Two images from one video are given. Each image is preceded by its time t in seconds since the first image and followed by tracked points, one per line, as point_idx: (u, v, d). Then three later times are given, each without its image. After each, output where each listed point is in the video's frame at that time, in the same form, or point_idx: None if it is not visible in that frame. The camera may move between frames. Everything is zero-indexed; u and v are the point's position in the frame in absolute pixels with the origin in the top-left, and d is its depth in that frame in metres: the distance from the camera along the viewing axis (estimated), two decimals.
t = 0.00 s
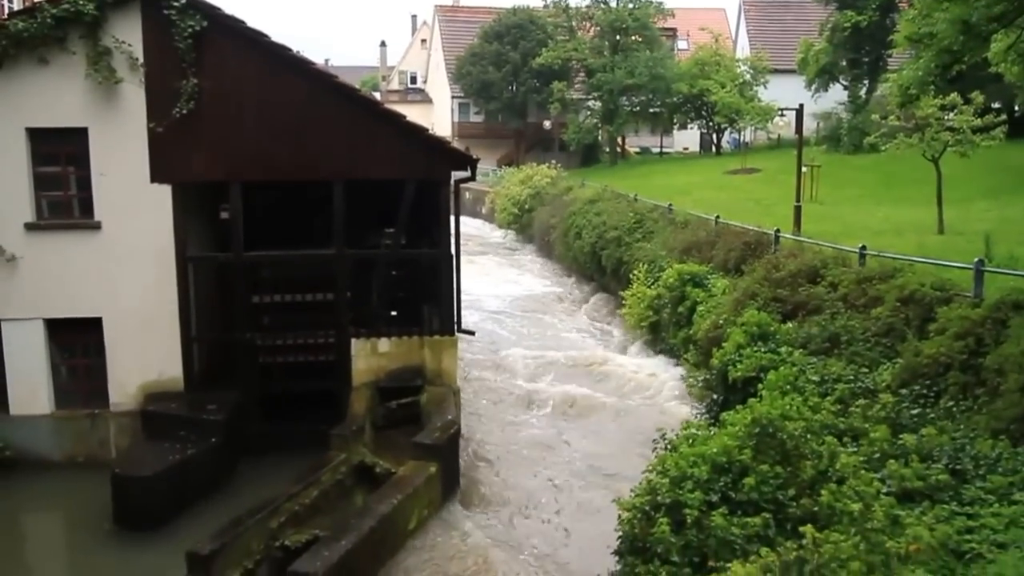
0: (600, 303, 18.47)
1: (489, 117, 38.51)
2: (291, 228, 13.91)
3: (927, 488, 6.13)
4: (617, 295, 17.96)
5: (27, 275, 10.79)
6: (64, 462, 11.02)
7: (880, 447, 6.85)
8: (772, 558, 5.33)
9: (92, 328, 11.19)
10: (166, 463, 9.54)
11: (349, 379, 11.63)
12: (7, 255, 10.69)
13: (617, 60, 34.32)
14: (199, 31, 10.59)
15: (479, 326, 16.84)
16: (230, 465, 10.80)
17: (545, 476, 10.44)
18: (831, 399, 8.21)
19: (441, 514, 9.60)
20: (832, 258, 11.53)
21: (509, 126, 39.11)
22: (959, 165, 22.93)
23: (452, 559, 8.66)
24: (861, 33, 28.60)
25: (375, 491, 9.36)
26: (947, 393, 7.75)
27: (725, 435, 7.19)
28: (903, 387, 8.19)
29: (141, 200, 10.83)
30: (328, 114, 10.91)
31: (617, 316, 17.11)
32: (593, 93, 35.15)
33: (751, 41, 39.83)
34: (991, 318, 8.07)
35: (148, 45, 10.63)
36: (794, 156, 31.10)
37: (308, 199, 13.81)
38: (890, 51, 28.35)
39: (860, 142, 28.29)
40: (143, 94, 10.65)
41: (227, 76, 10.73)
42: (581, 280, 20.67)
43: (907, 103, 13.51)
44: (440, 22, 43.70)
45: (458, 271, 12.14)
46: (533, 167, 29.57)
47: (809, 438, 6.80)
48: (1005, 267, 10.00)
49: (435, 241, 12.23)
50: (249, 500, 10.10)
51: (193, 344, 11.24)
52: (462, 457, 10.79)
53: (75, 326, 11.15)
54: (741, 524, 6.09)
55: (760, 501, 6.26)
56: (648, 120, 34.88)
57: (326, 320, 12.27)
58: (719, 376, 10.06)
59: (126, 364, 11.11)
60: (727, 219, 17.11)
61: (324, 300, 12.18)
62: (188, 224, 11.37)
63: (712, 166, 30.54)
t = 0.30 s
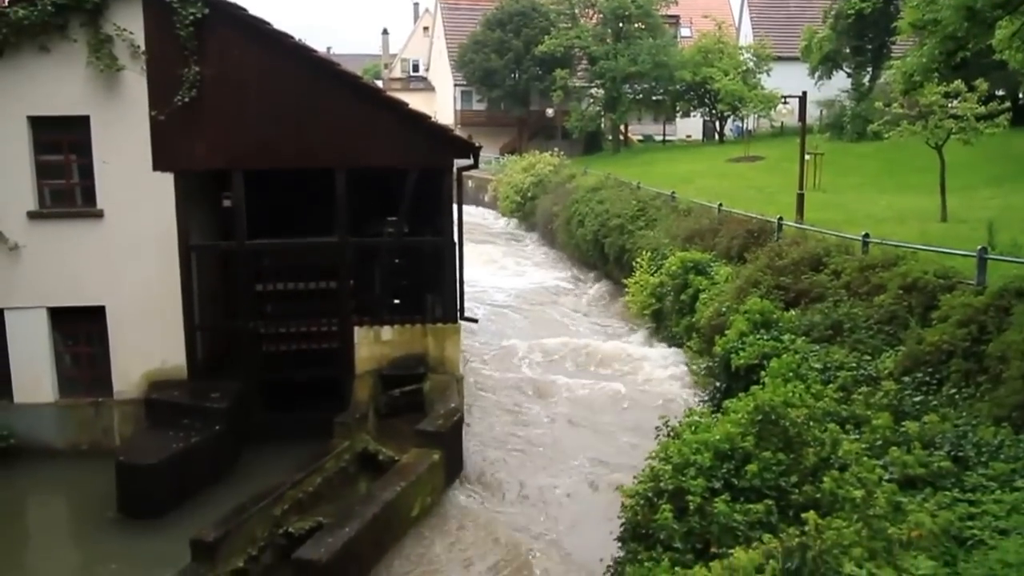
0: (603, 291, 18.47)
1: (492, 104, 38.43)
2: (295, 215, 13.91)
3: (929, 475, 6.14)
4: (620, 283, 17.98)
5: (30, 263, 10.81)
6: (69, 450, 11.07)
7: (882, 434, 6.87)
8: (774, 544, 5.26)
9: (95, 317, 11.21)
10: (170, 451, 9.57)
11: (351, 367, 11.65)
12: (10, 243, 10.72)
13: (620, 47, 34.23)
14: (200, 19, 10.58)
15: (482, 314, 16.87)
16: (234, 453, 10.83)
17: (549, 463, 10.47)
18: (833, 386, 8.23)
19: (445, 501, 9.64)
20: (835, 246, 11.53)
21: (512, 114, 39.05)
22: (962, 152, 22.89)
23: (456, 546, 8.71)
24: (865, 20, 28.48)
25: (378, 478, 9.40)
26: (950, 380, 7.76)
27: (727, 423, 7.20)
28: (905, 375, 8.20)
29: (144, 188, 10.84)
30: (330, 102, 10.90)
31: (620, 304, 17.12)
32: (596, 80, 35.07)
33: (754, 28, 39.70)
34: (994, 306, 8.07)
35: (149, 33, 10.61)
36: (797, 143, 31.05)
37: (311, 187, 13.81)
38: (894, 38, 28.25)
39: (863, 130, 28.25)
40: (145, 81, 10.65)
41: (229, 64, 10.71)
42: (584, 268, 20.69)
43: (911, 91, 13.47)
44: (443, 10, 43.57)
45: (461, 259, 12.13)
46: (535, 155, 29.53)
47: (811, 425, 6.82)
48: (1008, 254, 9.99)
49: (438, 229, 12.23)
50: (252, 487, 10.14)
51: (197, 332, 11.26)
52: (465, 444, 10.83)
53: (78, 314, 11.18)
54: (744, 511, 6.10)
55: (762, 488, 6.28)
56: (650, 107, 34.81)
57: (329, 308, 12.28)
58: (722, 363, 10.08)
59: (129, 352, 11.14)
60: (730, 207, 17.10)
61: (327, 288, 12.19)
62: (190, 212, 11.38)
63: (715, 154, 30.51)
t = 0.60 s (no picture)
0: (606, 278, 18.49)
1: (494, 92, 38.34)
2: (298, 204, 13.92)
3: (932, 462, 6.17)
4: (623, 270, 17.99)
5: (33, 252, 10.83)
6: (73, 439, 11.11)
7: (885, 422, 6.89)
8: (777, 530, 5.20)
9: (98, 305, 11.24)
10: (174, 439, 9.61)
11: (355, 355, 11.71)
12: (13, 232, 10.73)
13: (623, 35, 34.13)
14: (201, 6, 10.55)
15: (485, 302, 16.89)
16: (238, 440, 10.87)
17: (552, 449, 10.51)
18: (836, 373, 8.25)
19: (448, 488, 9.68)
20: (838, 234, 11.52)
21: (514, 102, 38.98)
22: (965, 140, 22.85)
23: (460, 533, 8.74)
24: (868, 8, 28.34)
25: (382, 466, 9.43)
26: (952, 368, 7.77)
27: (729, 410, 7.22)
28: (908, 362, 8.21)
29: (147, 177, 10.85)
30: (332, 90, 10.89)
31: (623, 291, 17.14)
32: (599, 68, 34.99)
33: (757, 15, 39.58)
34: (997, 294, 8.06)
35: (150, 20, 10.59)
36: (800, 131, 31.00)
37: (314, 175, 13.81)
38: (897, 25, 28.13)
39: (866, 117, 28.20)
40: (147, 69, 10.63)
41: (231, 51, 10.70)
42: (586, 256, 20.70)
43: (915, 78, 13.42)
44: None
45: (463, 247, 12.10)
46: (538, 142, 29.49)
47: (813, 413, 6.83)
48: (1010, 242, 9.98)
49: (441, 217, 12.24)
50: (256, 475, 10.18)
51: (200, 321, 11.28)
52: (468, 432, 10.86)
53: (81, 303, 11.20)
54: (746, 498, 6.11)
55: (765, 475, 6.29)
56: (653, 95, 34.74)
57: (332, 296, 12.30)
58: (724, 351, 10.09)
59: (133, 340, 11.16)
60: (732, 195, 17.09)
61: (330, 276, 12.21)
62: (193, 201, 11.38)
63: (718, 142, 30.47)
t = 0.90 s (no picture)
0: (608, 266, 18.49)
1: (497, 80, 38.24)
2: (301, 192, 13.91)
3: (934, 449, 6.17)
4: (625, 258, 17.98)
5: (36, 241, 10.84)
6: (77, 427, 11.15)
7: (887, 408, 6.91)
8: (779, 515, 5.18)
9: (102, 293, 11.26)
10: (177, 426, 9.63)
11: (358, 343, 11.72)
12: (15, 221, 10.74)
13: (626, 22, 34.00)
14: None
15: (488, 290, 16.90)
16: (242, 428, 10.89)
17: (554, 437, 10.53)
18: (838, 361, 8.25)
19: (451, 475, 9.71)
20: (841, 221, 11.50)
21: (517, 89, 38.90)
22: (969, 127, 22.79)
23: (463, 520, 8.77)
24: None
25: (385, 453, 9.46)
26: (955, 355, 7.76)
27: (732, 396, 7.24)
28: (910, 350, 8.21)
29: (150, 164, 10.85)
30: (334, 77, 10.87)
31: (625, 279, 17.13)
32: (601, 55, 34.89)
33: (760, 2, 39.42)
34: (1000, 281, 8.05)
35: (151, 7, 10.58)
36: (803, 118, 30.93)
37: (317, 162, 13.78)
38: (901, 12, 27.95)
39: (870, 105, 28.12)
40: (148, 56, 10.63)
41: (233, 39, 10.68)
42: (588, 243, 20.69)
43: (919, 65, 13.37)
44: None
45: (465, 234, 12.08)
46: (541, 130, 29.44)
47: (816, 400, 6.85)
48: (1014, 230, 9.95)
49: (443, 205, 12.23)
50: (259, 462, 10.21)
51: (203, 308, 11.30)
52: (472, 419, 10.88)
53: (85, 291, 11.23)
54: (749, 484, 6.11)
55: (768, 461, 6.30)
56: (656, 83, 34.66)
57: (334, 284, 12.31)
58: (727, 338, 10.09)
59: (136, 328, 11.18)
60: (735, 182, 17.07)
61: (333, 264, 12.21)
62: (195, 188, 11.38)
63: (721, 129, 30.40)
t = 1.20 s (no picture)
0: (611, 253, 18.48)
1: (499, 66, 38.13)
2: (303, 179, 13.89)
3: (937, 435, 6.18)
4: (628, 245, 17.97)
5: (39, 228, 10.85)
6: (81, 413, 11.18)
7: (889, 395, 6.92)
8: (782, 500, 5.17)
9: (105, 281, 11.28)
10: (181, 413, 9.65)
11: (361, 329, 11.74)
12: (19, 208, 10.75)
13: (629, 7, 33.87)
14: None
15: (491, 277, 16.91)
16: (245, 415, 10.91)
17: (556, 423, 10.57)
18: (841, 347, 8.26)
19: (454, 461, 9.74)
20: (844, 207, 11.49)
21: (519, 76, 38.81)
22: (973, 113, 22.70)
23: (465, 506, 8.81)
24: None
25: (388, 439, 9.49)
26: (957, 342, 7.76)
27: (735, 382, 7.26)
28: (913, 336, 8.21)
29: (152, 151, 10.84)
30: (336, 63, 10.84)
31: (628, 266, 17.13)
32: (604, 42, 34.78)
33: None
34: (1004, 267, 8.03)
35: None
36: (807, 105, 30.84)
37: (318, 149, 13.76)
38: None
39: (873, 91, 28.03)
40: (149, 42, 10.60)
41: (235, 25, 10.66)
42: (591, 230, 20.68)
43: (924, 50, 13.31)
44: None
45: (467, 221, 12.05)
46: (544, 117, 29.38)
47: (818, 386, 6.86)
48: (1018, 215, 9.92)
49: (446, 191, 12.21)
50: (263, 448, 10.24)
51: (206, 295, 11.31)
52: (474, 405, 10.91)
53: (88, 278, 11.24)
54: (751, 470, 6.11)
55: (771, 447, 6.30)
56: (659, 69, 34.56)
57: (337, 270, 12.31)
58: (729, 325, 10.09)
59: (140, 314, 11.19)
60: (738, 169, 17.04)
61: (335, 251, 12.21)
62: (198, 175, 11.37)
63: (724, 116, 30.32)
